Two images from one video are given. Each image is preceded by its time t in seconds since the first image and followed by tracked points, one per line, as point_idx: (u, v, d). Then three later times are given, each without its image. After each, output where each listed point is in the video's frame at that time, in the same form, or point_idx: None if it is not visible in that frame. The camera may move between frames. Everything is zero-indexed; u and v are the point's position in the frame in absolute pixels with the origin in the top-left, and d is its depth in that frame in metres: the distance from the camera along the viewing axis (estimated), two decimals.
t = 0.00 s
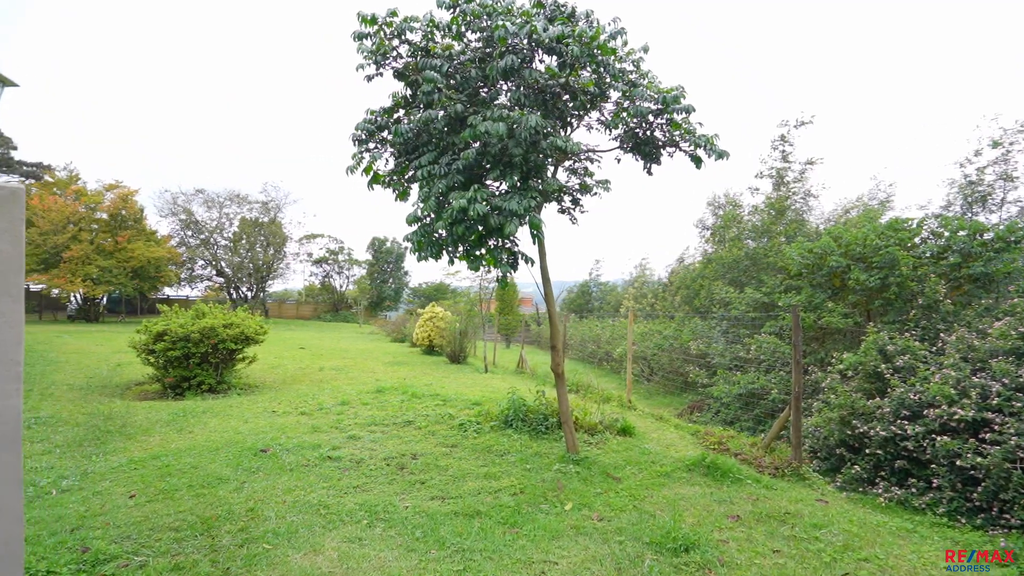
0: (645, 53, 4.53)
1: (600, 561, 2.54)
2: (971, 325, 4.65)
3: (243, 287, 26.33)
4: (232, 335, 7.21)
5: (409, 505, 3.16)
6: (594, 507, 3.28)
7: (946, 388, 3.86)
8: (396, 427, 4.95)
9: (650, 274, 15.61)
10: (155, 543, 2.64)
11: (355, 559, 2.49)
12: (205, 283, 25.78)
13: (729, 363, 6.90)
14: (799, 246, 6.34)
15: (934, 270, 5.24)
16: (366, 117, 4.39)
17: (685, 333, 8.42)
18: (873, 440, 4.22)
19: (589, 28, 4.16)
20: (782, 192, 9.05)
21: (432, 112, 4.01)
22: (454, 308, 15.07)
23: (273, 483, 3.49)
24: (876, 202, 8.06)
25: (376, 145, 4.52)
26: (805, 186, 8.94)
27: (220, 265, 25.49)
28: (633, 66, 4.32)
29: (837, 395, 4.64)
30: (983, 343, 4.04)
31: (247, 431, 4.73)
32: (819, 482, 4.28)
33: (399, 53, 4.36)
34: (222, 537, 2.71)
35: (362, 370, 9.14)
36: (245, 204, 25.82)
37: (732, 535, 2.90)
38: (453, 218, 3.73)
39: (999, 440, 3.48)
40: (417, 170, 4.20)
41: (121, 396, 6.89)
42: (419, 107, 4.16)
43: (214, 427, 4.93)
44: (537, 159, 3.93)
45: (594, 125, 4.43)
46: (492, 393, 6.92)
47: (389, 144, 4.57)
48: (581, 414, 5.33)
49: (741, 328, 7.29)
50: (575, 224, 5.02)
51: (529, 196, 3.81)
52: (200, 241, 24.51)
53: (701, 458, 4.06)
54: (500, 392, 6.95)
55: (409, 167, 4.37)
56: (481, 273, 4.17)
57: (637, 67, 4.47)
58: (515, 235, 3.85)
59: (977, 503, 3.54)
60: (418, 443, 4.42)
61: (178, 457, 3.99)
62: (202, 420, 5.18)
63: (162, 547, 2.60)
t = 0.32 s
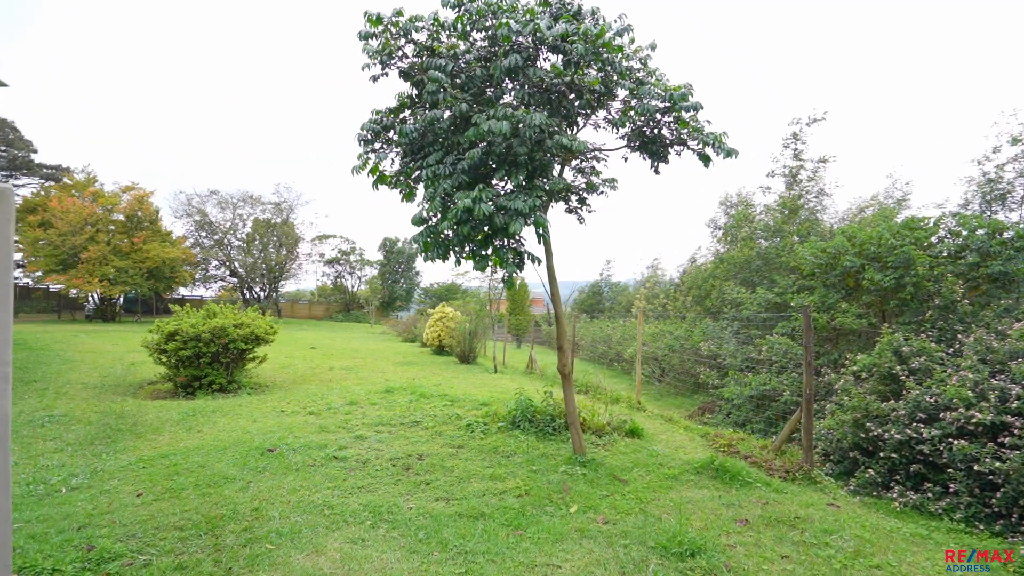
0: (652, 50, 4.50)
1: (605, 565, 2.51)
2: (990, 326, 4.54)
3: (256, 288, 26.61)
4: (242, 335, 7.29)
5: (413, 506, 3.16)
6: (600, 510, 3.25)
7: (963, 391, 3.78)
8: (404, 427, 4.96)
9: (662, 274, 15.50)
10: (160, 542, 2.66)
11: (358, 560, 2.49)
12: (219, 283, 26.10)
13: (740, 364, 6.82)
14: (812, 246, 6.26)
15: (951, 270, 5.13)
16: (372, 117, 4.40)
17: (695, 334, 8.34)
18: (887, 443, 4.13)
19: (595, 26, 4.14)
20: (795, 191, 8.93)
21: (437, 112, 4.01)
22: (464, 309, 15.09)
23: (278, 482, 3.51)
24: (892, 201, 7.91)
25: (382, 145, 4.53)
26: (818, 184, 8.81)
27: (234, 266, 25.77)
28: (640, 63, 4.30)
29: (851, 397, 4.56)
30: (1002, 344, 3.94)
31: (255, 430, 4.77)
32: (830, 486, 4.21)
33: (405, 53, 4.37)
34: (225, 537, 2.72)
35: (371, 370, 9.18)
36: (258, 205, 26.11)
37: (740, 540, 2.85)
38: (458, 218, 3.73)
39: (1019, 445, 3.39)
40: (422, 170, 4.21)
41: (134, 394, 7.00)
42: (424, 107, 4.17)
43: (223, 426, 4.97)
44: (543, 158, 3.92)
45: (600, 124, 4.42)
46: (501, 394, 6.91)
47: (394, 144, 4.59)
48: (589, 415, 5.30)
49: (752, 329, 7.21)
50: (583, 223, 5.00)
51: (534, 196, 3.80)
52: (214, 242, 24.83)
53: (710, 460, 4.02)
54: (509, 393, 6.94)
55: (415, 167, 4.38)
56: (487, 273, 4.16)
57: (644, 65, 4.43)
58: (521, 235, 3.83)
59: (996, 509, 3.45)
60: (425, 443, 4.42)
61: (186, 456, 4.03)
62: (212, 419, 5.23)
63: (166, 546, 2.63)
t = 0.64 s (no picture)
0: (659, 48, 4.47)
1: (607, 569, 2.49)
2: (1007, 327, 4.43)
3: (268, 288, 26.86)
4: (251, 335, 7.35)
5: (417, 506, 3.17)
6: (605, 512, 3.23)
7: (980, 394, 3.69)
8: (410, 427, 4.97)
9: (673, 274, 15.39)
10: (164, 540, 2.69)
11: (359, 561, 2.49)
12: (232, 283, 26.40)
13: (751, 365, 6.75)
14: (825, 246, 6.18)
15: (968, 270, 5.02)
16: (377, 117, 4.41)
17: (705, 335, 8.27)
18: (901, 446, 4.05)
19: (600, 23, 4.11)
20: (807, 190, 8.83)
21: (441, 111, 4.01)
22: (473, 309, 15.11)
23: (283, 482, 3.53)
24: (908, 199, 7.77)
25: (387, 145, 4.53)
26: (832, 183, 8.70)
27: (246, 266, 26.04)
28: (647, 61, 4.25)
29: (864, 399, 4.49)
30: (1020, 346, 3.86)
31: (262, 430, 4.81)
32: (841, 489, 4.14)
33: (410, 52, 4.37)
34: (228, 536, 2.74)
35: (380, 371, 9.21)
36: (270, 206, 26.38)
37: (746, 545, 2.81)
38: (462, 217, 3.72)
39: None
40: (427, 170, 4.21)
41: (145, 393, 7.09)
42: (428, 107, 4.18)
43: (231, 425, 5.02)
44: (547, 158, 3.91)
45: (607, 122, 4.39)
46: (509, 394, 6.90)
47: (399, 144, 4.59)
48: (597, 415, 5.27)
49: (763, 330, 7.13)
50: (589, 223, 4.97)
51: (538, 195, 3.79)
52: (227, 242, 25.12)
53: (717, 463, 3.98)
54: (517, 393, 6.93)
55: (419, 167, 4.38)
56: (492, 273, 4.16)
57: (651, 62, 4.40)
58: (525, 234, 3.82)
59: (1013, 515, 3.37)
60: (431, 443, 4.42)
61: (193, 455, 4.07)
62: (220, 419, 5.28)
63: (170, 544, 2.65)
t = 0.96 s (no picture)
0: (665, 45, 4.44)
1: (609, 572, 2.47)
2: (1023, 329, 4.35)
3: (278, 288, 27.06)
4: (259, 335, 7.41)
5: (420, 506, 3.17)
6: (608, 514, 3.21)
7: (994, 396, 3.62)
8: (415, 427, 4.98)
9: (682, 274, 15.29)
10: (167, 539, 2.71)
11: (359, 561, 2.50)
12: (242, 284, 26.65)
13: (760, 366, 6.69)
14: (835, 245, 6.11)
15: (982, 270, 4.93)
16: (381, 116, 4.41)
17: (714, 335, 8.21)
18: (913, 449, 3.99)
19: (604, 21, 4.09)
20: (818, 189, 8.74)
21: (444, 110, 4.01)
22: (481, 309, 15.14)
23: (286, 481, 3.54)
24: (921, 198, 7.66)
25: (391, 145, 4.54)
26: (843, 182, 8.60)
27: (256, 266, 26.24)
28: (653, 58, 4.22)
29: (875, 401, 4.43)
30: None
31: (268, 429, 4.85)
32: (850, 492, 4.09)
33: (414, 51, 4.38)
34: (230, 535, 2.76)
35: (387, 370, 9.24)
36: (280, 207, 26.60)
37: (751, 549, 2.78)
38: (465, 217, 3.73)
39: None
40: (430, 169, 4.21)
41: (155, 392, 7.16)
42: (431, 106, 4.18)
43: (237, 424, 5.05)
44: (550, 157, 3.90)
45: (613, 121, 4.36)
46: (515, 394, 6.89)
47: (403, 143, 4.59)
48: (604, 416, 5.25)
49: (772, 331, 7.06)
50: (594, 222, 4.97)
51: (541, 195, 3.79)
52: (238, 243, 25.36)
53: (724, 465, 3.95)
54: (524, 394, 6.92)
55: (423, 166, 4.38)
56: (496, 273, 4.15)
57: (657, 60, 4.38)
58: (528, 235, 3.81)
59: None
60: (436, 444, 4.43)
61: (199, 454, 4.11)
62: (227, 418, 5.33)
63: (172, 543, 2.67)
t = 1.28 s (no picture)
0: (669, 44, 4.41)
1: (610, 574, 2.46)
2: None
3: (286, 287, 27.16)
4: (265, 334, 7.47)
5: (421, 507, 3.17)
6: (611, 516, 3.20)
7: (1006, 398, 3.55)
8: (418, 427, 4.98)
9: (690, 274, 15.19)
10: (168, 538, 2.73)
11: (358, 562, 2.50)
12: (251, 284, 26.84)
13: (768, 367, 6.63)
14: (843, 245, 6.05)
15: (995, 269, 4.85)
16: (383, 116, 4.42)
17: (721, 336, 8.15)
18: (922, 452, 3.93)
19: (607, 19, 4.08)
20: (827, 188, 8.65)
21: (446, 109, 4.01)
22: (488, 309, 15.13)
23: (288, 481, 3.55)
24: (932, 197, 7.55)
25: (393, 144, 4.55)
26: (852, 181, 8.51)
27: (265, 266, 26.25)
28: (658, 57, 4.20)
29: (883, 403, 4.37)
30: None
31: (272, 429, 4.87)
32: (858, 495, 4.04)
33: (417, 50, 4.38)
34: (230, 535, 2.77)
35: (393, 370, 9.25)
36: (289, 207, 26.77)
37: (755, 552, 2.75)
38: (466, 217, 3.72)
39: None
40: (432, 168, 4.21)
41: (162, 391, 7.23)
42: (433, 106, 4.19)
43: (242, 423, 5.09)
44: (552, 156, 3.89)
45: (616, 120, 4.35)
46: (520, 395, 6.88)
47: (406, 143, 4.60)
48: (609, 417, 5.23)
49: (780, 331, 7.00)
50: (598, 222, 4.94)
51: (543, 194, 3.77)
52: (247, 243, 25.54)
53: (728, 467, 3.92)
54: (529, 394, 6.91)
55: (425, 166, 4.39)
56: (499, 273, 4.14)
57: (661, 59, 4.35)
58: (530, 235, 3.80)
59: None
60: (439, 444, 4.43)
61: (203, 453, 4.14)
62: (232, 417, 5.36)
63: (174, 542, 2.69)
